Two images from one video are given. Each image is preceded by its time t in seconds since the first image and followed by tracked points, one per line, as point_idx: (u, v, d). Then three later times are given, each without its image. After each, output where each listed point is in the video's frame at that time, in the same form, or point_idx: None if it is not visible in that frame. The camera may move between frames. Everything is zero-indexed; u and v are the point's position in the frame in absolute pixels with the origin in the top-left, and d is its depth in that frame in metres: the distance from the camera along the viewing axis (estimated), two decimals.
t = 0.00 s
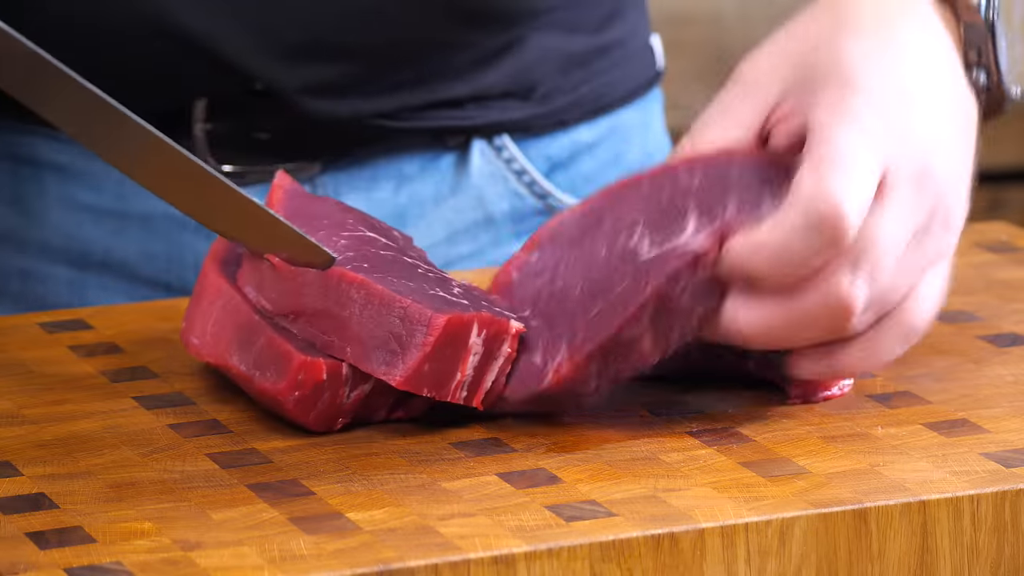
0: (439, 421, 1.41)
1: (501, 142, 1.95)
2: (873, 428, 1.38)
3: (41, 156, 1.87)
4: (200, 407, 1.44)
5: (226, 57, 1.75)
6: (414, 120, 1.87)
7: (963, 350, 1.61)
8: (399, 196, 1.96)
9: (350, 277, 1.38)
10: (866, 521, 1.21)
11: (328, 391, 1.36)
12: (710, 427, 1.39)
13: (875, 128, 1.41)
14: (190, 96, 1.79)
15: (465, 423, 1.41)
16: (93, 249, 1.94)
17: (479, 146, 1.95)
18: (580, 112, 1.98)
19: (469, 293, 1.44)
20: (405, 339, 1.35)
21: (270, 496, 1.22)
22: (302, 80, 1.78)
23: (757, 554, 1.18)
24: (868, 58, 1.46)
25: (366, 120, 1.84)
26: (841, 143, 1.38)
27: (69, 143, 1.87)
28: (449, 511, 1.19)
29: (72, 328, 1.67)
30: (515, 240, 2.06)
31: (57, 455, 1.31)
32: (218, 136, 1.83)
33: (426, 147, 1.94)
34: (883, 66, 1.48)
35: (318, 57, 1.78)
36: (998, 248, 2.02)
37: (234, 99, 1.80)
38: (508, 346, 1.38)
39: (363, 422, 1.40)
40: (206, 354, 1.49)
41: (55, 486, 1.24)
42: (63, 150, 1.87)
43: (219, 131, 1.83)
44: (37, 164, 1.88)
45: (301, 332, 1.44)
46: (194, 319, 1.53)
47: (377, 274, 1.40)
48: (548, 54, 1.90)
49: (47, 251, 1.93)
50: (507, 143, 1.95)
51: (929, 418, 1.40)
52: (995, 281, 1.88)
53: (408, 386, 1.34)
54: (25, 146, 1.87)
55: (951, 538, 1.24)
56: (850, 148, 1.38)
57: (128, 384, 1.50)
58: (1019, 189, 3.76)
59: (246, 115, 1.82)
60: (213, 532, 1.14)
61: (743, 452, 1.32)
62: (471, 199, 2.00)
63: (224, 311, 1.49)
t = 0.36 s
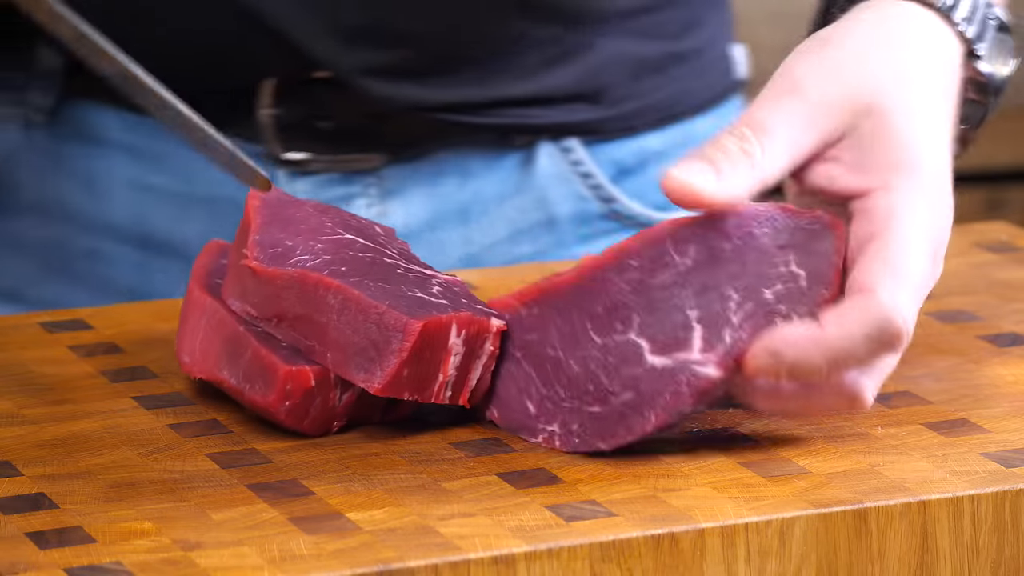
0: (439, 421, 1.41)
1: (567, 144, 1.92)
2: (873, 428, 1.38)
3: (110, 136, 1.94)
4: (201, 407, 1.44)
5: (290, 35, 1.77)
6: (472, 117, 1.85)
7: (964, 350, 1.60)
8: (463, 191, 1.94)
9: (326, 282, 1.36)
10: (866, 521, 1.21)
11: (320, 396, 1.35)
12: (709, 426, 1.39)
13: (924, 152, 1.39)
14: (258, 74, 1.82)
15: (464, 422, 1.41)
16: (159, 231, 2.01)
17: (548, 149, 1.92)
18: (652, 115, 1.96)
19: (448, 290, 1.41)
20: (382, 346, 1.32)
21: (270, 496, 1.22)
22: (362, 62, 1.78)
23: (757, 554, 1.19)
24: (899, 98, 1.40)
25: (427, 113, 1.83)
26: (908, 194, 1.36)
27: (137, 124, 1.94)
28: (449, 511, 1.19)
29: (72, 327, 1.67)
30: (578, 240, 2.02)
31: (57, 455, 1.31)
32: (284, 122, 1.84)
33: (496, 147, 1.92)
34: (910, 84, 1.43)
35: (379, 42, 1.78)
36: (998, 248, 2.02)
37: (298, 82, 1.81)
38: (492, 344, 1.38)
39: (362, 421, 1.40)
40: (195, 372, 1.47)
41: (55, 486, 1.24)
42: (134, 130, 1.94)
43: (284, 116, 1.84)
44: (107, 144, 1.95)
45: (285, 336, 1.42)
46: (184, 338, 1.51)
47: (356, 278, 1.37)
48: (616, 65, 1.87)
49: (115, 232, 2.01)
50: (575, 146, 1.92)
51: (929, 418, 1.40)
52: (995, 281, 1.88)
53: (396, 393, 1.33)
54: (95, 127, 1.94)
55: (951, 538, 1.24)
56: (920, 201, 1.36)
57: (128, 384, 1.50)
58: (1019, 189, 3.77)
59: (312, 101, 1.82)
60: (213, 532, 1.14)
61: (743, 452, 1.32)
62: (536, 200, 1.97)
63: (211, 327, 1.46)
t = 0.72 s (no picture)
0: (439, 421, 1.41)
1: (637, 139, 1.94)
2: (873, 428, 1.38)
3: (187, 119, 1.99)
4: (201, 408, 1.44)
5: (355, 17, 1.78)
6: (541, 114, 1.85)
7: (964, 350, 1.60)
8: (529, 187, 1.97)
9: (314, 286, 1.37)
10: (867, 521, 1.21)
11: (316, 399, 1.35)
12: (709, 427, 1.39)
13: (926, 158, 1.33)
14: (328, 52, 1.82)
15: (463, 422, 1.40)
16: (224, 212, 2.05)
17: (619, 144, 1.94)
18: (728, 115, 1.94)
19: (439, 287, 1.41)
20: (375, 348, 1.34)
21: (270, 496, 1.22)
22: (421, 48, 1.79)
23: (757, 554, 1.18)
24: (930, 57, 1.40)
25: (494, 106, 1.84)
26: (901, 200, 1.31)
27: (212, 109, 1.98)
28: (449, 511, 1.19)
29: (72, 328, 1.66)
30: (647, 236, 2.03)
31: (57, 454, 1.31)
32: (349, 109, 1.85)
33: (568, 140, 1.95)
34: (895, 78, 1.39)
35: (441, 29, 1.79)
36: (998, 248, 2.02)
37: (363, 69, 1.82)
38: (484, 339, 1.39)
39: (361, 421, 1.39)
40: (190, 383, 1.45)
41: (55, 486, 1.24)
42: (209, 114, 1.98)
43: (353, 104, 1.84)
44: (182, 125, 2.00)
45: (277, 341, 1.42)
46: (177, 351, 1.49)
47: (347, 281, 1.38)
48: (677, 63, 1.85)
49: (181, 211, 2.06)
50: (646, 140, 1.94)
51: (929, 418, 1.40)
52: (995, 281, 1.88)
53: (393, 394, 1.35)
54: (173, 109, 1.99)
55: (951, 538, 1.24)
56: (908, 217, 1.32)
57: (128, 384, 1.49)
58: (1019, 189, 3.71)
59: (377, 90, 1.83)
60: (213, 532, 1.14)
61: (743, 452, 1.32)
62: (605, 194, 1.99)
63: (204, 336, 1.45)
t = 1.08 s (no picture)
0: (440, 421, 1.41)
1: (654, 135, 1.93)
2: (873, 428, 1.38)
3: (212, 111, 1.91)
4: (200, 408, 1.44)
5: None
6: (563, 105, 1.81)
7: (964, 350, 1.60)
8: (548, 178, 1.92)
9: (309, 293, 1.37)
10: (867, 521, 1.21)
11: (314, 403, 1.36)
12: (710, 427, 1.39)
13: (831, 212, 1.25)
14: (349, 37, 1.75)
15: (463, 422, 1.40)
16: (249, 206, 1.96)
17: (634, 139, 1.92)
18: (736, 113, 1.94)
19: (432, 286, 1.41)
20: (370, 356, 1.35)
21: (270, 496, 1.22)
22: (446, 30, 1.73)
23: (757, 554, 1.19)
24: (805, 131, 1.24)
25: (518, 94, 1.79)
26: (797, 245, 1.23)
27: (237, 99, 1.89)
28: (449, 511, 1.19)
29: (72, 327, 1.67)
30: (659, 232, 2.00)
31: (57, 455, 1.31)
32: (372, 101, 1.79)
33: (587, 134, 1.90)
34: (804, 107, 1.26)
35: (463, 15, 1.72)
36: (998, 248, 2.02)
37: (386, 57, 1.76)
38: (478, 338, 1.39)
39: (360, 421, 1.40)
40: (187, 393, 1.44)
41: (55, 486, 1.24)
42: (234, 107, 1.90)
43: (376, 96, 1.78)
44: (206, 118, 1.92)
45: (271, 344, 1.42)
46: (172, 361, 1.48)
47: (342, 285, 1.38)
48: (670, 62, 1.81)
49: (203, 203, 1.97)
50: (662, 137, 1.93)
51: (929, 418, 1.40)
52: (995, 281, 1.88)
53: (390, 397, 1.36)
54: (197, 101, 1.92)
55: (951, 538, 1.24)
56: (816, 245, 1.23)
57: (128, 384, 1.50)
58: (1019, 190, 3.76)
59: (399, 78, 1.77)
60: (213, 533, 1.14)
61: (743, 452, 1.32)
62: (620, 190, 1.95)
63: (199, 343, 1.45)
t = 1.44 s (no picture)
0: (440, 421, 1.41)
1: (649, 134, 1.92)
2: (873, 428, 1.38)
3: (207, 108, 1.91)
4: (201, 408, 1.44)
5: None
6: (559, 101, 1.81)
7: (964, 350, 1.60)
8: (542, 175, 1.92)
9: (304, 293, 1.36)
10: (867, 521, 1.21)
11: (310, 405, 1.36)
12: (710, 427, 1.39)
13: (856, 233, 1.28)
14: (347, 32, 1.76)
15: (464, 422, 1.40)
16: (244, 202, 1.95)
17: (629, 138, 1.92)
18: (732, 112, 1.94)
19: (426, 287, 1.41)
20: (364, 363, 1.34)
21: (270, 496, 1.22)
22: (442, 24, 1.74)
23: (757, 554, 1.19)
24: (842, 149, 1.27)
25: (513, 91, 1.80)
26: (823, 261, 1.25)
27: (233, 96, 1.89)
28: (449, 511, 1.19)
29: (72, 327, 1.67)
30: (653, 230, 2.00)
31: (57, 455, 1.31)
32: (367, 97, 1.79)
33: (582, 131, 1.91)
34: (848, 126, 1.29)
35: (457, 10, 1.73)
36: (997, 248, 2.02)
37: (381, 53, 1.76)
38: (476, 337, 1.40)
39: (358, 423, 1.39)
40: (187, 397, 1.43)
41: (55, 485, 1.24)
42: (229, 104, 1.90)
43: (369, 91, 1.79)
44: (202, 115, 1.92)
45: (268, 347, 1.42)
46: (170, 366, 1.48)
47: (336, 287, 1.37)
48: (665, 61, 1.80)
49: (198, 201, 1.97)
50: (657, 136, 1.92)
51: (929, 418, 1.40)
52: (995, 281, 1.88)
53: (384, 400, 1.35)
54: (193, 97, 1.91)
55: (951, 538, 1.24)
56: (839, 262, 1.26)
57: (129, 384, 1.50)
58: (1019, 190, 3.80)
59: (394, 74, 1.77)
60: (213, 533, 1.14)
61: (743, 452, 1.32)
62: (614, 187, 1.96)
63: (196, 348, 1.45)
